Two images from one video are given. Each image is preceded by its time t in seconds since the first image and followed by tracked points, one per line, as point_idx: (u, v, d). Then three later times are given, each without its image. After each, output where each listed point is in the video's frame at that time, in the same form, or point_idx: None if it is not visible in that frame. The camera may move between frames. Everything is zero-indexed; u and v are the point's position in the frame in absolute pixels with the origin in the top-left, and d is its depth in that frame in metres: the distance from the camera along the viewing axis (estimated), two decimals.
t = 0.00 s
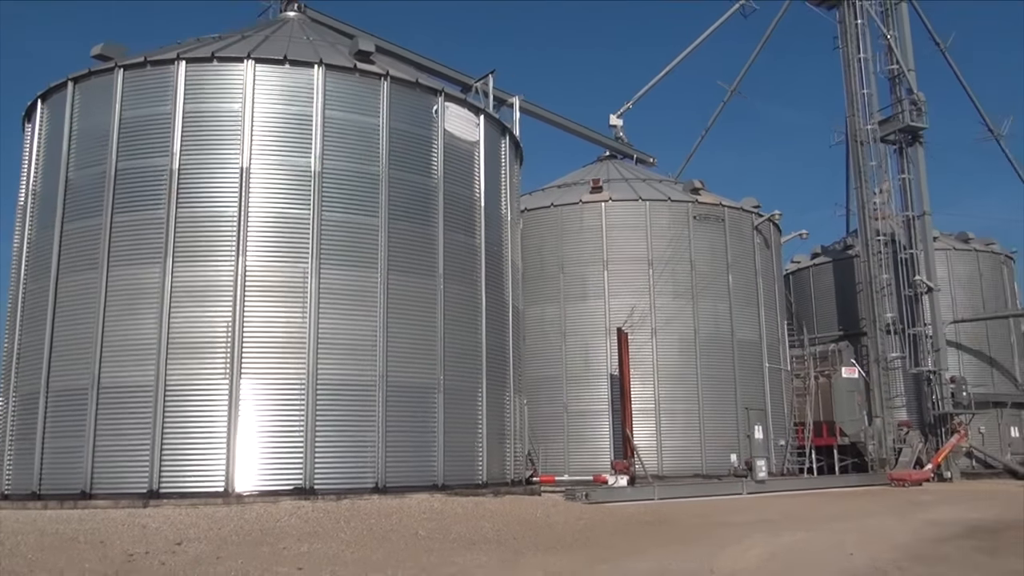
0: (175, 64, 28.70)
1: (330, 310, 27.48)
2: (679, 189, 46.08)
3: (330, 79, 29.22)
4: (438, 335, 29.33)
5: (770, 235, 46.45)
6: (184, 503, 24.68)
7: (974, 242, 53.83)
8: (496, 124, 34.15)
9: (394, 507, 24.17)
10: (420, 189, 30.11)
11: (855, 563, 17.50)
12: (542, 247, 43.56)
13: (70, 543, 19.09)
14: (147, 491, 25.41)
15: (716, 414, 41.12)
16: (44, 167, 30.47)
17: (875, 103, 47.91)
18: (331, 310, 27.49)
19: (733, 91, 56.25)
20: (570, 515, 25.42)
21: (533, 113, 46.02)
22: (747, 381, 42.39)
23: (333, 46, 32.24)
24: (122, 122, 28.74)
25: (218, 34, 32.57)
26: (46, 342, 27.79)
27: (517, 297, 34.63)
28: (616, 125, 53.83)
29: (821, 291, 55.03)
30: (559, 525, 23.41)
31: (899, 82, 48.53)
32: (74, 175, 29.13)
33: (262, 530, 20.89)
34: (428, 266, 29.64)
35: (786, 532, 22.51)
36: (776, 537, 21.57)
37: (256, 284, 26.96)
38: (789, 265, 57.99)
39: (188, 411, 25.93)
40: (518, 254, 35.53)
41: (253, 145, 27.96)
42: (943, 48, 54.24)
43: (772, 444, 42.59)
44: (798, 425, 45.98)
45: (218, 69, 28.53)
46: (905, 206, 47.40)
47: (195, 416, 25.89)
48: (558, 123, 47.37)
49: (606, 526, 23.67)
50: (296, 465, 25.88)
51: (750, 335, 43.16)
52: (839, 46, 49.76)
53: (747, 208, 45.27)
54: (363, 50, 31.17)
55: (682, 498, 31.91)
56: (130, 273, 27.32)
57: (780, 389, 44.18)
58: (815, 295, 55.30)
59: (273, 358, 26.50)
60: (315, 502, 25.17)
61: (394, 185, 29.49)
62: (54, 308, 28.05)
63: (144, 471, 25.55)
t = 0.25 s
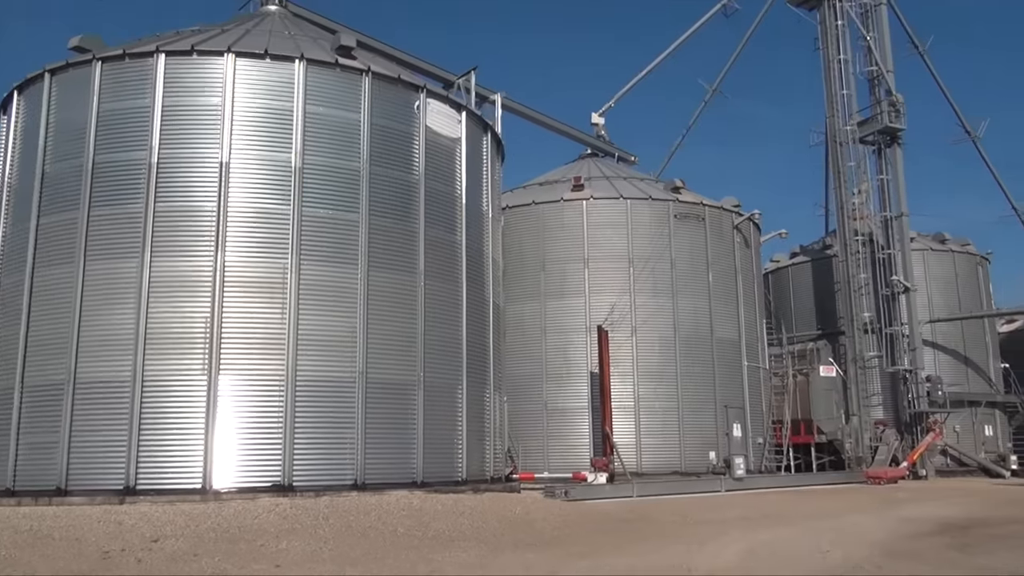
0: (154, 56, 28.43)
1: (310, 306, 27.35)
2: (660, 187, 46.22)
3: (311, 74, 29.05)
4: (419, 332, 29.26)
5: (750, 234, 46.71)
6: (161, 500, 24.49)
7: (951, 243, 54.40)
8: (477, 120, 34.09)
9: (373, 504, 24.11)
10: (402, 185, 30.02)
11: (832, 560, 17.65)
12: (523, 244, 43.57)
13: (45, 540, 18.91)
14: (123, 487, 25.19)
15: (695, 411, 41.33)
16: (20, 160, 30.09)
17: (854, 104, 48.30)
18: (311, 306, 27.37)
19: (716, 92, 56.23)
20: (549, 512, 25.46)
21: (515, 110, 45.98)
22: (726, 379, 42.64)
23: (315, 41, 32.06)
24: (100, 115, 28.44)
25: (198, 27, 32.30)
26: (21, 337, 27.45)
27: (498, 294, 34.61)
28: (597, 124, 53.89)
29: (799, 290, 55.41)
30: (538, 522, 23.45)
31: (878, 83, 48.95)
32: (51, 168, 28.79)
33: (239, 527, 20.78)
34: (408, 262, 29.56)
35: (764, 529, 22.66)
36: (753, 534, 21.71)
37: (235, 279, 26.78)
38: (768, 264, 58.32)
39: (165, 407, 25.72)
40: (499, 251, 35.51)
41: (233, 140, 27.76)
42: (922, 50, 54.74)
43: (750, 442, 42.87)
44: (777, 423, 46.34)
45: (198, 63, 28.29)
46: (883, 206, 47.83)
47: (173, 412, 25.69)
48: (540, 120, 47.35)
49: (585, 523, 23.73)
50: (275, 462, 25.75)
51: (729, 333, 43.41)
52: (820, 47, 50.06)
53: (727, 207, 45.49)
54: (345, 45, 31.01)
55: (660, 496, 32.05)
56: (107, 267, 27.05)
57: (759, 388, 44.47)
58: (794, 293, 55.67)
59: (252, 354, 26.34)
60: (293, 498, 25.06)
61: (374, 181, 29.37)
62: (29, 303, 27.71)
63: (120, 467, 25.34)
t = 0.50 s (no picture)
0: (132, 50, 28.16)
1: (290, 303, 27.22)
2: (641, 186, 46.35)
3: (292, 69, 28.88)
4: (399, 329, 29.20)
5: (730, 234, 46.96)
6: (138, 497, 24.28)
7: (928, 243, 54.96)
8: (459, 117, 34.02)
9: (353, 502, 24.03)
10: (383, 181, 29.93)
11: (809, 557, 17.79)
12: (504, 242, 43.56)
13: (19, 538, 18.70)
14: (99, 484, 24.96)
15: (674, 409, 41.52)
16: None
17: (833, 105, 48.67)
18: (291, 302, 27.24)
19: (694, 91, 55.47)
20: (528, 510, 25.49)
21: (496, 108, 45.92)
22: (705, 377, 42.86)
23: (296, 36, 31.88)
24: (77, 108, 28.14)
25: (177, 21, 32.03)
26: None
27: (478, 292, 34.61)
28: (579, 122, 53.94)
29: (778, 289, 55.78)
30: (517, 519, 23.47)
31: (857, 85, 49.35)
32: (27, 161, 28.44)
33: (218, 524, 20.66)
34: (389, 259, 29.48)
35: (742, 526, 22.82)
36: (731, 531, 21.84)
37: (214, 275, 26.59)
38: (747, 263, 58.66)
39: (143, 404, 25.51)
40: (480, 249, 35.48)
41: (212, 135, 27.55)
42: (901, 52, 55.26)
43: (729, 440, 43.13)
44: (754, 421, 46.53)
45: (177, 57, 28.04)
46: (861, 207, 48.26)
47: (150, 408, 25.49)
48: (521, 118, 47.33)
49: (565, 521, 23.78)
50: (253, 459, 25.62)
51: (708, 332, 43.64)
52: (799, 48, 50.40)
53: (707, 206, 45.70)
54: (326, 40, 30.85)
55: (639, 493, 32.17)
56: (84, 262, 26.78)
57: (737, 386, 44.74)
58: (773, 293, 56.03)
59: (231, 350, 26.17)
60: (271, 496, 24.96)
61: (355, 178, 29.26)
62: (4, 298, 27.35)
63: (97, 464, 25.11)
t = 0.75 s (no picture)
0: (110, 43, 27.88)
1: (268, 299, 27.05)
2: (622, 185, 46.46)
3: (272, 64, 28.69)
4: (379, 326, 29.11)
5: (710, 233, 47.19)
6: (113, 495, 24.05)
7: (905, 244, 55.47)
8: (441, 114, 33.94)
9: (331, 499, 23.93)
10: (363, 178, 29.81)
11: (785, 555, 17.93)
12: (485, 240, 43.52)
13: None
14: (74, 482, 24.69)
15: (653, 408, 41.67)
16: None
17: (813, 105, 48.99)
18: (270, 299, 27.08)
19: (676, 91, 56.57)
20: (507, 508, 25.49)
21: (478, 105, 45.87)
22: (684, 376, 43.05)
23: (276, 31, 31.67)
24: (53, 101, 27.80)
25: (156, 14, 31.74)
26: None
27: (459, 290, 34.56)
28: (560, 120, 53.99)
29: (757, 288, 56.13)
30: (496, 517, 23.47)
31: (837, 86, 49.69)
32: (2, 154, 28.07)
33: (194, 522, 20.52)
34: (369, 256, 29.37)
35: (719, 524, 22.94)
36: (708, 530, 21.96)
37: (193, 271, 26.38)
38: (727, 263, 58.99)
39: (119, 401, 25.27)
40: (461, 247, 35.44)
41: (191, 129, 27.32)
42: (880, 54, 55.69)
43: (707, 439, 43.37)
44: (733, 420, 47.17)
45: (155, 50, 27.78)
46: (840, 207, 48.62)
47: (126, 405, 25.26)
48: (502, 116, 47.33)
49: (543, 519, 23.81)
50: (231, 456, 25.46)
51: (688, 331, 43.83)
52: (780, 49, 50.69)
53: (688, 205, 45.87)
54: (307, 35, 30.68)
55: (618, 491, 32.28)
56: (60, 257, 26.48)
57: (716, 385, 44.98)
58: (752, 292, 56.39)
59: (209, 347, 25.99)
60: (249, 494, 24.81)
61: (336, 174, 29.13)
62: None
63: (72, 461, 24.84)
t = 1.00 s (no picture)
0: (88, 37, 27.60)
1: (247, 296, 26.88)
2: (602, 184, 46.57)
3: (252, 60, 28.50)
4: (358, 324, 29.02)
5: (690, 232, 47.41)
6: (89, 493, 23.82)
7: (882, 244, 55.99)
8: (421, 112, 33.86)
9: (309, 498, 23.83)
10: (343, 175, 29.69)
11: (762, 552, 18.04)
12: (465, 238, 43.48)
13: None
14: (49, 480, 24.41)
15: (633, 406, 41.82)
16: None
17: (792, 106, 49.31)
18: (249, 296, 26.90)
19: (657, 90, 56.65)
20: (486, 506, 25.48)
21: (459, 103, 45.81)
22: (663, 375, 43.22)
23: (256, 26, 31.47)
24: (29, 95, 27.47)
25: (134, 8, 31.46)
26: None
27: (439, 288, 34.50)
28: (541, 119, 54.04)
29: (736, 288, 56.48)
30: (475, 516, 23.45)
31: (816, 87, 50.04)
32: None
33: (171, 521, 20.37)
34: (349, 254, 29.26)
35: (697, 522, 23.05)
36: (687, 528, 22.06)
37: (171, 268, 26.17)
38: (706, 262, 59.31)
39: (95, 398, 25.03)
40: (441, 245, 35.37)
41: (169, 125, 27.10)
42: (859, 56, 56.17)
43: (685, 437, 43.58)
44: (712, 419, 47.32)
45: (133, 45, 27.53)
46: (818, 208, 48.98)
47: (103, 403, 25.02)
48: (483, 114, 47.30)
49: (523, 517, 23.83)
50: (209, 454, 25.29)
51: (667, 329, 44.01)
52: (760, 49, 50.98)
53: (668, 205, 46.04)
54: (287, 31, 30.50)
55: (597, 490, 32.36)
56: (35, 253, 26.17)
57: (695, 384, 45.21)
58: (731, 291, 56.73)
59: (187, 344, 25.79)
60: (226, 492, 24.66)
61: (315, 171, 28.99)
62: None
63: (46, 459, 24.56)
